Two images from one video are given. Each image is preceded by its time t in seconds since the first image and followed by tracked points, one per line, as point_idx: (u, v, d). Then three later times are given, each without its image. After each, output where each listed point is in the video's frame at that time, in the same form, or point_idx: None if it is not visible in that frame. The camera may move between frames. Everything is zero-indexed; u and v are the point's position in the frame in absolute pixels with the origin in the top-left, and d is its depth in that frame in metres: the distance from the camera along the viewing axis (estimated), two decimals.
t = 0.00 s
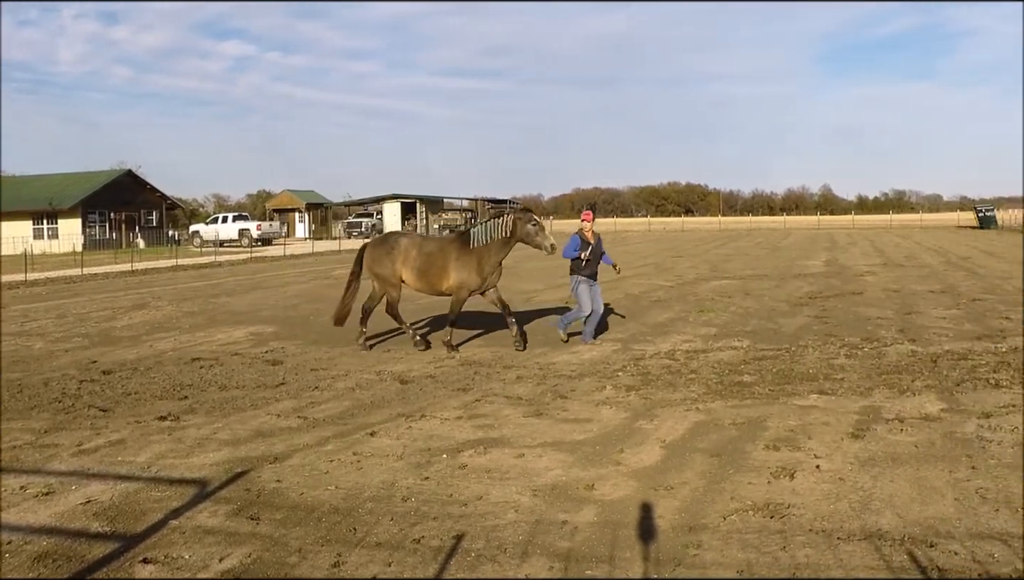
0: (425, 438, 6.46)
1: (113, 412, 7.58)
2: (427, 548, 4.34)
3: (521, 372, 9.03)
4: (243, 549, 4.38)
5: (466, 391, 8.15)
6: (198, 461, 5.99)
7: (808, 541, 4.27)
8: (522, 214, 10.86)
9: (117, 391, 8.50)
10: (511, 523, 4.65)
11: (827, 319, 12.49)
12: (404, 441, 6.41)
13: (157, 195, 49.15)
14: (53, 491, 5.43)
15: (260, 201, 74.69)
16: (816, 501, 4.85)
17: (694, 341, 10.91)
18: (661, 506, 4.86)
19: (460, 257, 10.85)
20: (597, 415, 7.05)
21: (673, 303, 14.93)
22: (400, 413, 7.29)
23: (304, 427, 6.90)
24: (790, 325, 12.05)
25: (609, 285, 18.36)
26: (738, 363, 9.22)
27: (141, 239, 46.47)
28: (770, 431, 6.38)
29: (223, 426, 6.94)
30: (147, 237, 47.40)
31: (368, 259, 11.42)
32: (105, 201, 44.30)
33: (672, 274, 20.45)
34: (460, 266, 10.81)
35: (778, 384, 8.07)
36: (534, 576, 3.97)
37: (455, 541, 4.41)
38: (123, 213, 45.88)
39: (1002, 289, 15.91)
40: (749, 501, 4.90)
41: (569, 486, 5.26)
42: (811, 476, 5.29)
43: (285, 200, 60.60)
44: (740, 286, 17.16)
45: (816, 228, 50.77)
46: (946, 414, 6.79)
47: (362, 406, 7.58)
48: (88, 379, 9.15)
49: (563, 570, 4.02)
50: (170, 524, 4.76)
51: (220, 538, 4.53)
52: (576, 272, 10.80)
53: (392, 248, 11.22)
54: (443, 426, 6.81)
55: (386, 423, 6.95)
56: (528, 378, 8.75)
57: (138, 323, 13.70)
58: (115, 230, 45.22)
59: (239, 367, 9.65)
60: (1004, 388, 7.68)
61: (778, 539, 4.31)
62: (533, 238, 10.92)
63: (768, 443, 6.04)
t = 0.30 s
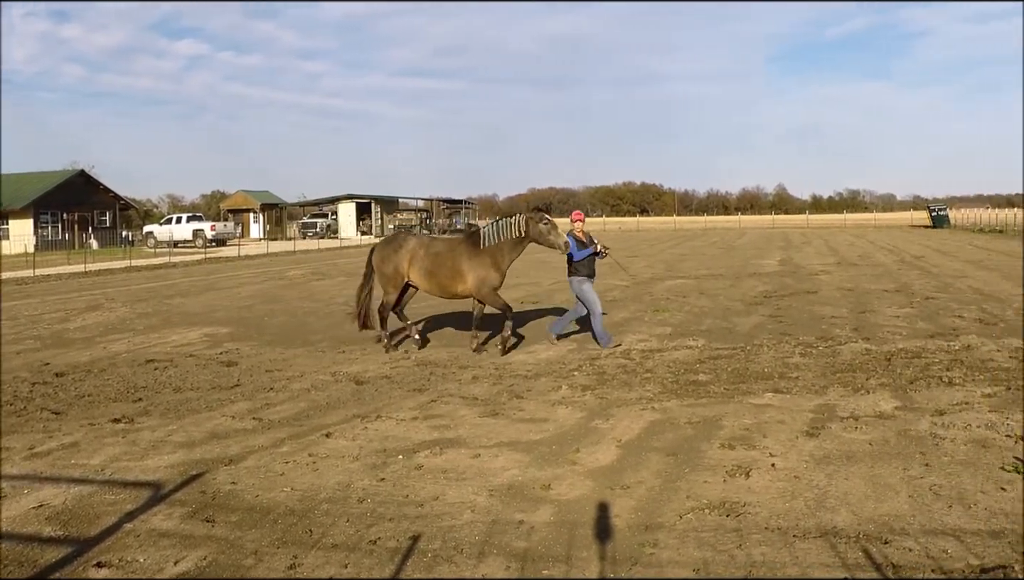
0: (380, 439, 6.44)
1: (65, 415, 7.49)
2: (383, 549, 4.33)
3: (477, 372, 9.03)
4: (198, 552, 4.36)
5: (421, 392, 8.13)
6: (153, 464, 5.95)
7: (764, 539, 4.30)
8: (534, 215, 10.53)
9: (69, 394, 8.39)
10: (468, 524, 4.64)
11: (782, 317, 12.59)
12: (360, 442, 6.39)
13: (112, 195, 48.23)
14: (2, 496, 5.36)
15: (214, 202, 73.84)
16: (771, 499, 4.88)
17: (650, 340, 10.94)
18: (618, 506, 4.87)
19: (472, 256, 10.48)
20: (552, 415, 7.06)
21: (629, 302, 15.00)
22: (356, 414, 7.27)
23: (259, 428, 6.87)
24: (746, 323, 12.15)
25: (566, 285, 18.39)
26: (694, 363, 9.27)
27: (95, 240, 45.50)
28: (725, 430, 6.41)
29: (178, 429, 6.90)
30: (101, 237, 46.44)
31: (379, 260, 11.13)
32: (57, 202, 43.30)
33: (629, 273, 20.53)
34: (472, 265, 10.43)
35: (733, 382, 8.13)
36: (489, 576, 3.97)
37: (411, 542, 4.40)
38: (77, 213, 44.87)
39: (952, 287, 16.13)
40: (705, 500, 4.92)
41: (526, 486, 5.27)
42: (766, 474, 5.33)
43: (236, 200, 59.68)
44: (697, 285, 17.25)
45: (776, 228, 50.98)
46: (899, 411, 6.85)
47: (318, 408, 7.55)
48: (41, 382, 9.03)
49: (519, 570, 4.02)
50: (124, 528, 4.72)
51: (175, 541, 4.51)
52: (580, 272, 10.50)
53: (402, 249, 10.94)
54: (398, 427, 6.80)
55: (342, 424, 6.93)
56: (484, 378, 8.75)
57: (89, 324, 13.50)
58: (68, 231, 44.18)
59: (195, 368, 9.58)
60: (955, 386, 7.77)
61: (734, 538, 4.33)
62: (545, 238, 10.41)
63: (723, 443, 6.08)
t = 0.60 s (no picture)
0: (340, 440, 6.43)
1: (19, 417, 7.40)
2: (343, 550, 4.32)
3: (436, 373, 9.01)
4: (157, 555, 4.33)
5: (381, 393, 8.11)
6: (110, 466, 5.90)
7: (724, 538, 4.32)
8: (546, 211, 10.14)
9: (24, 396, 8.28)
10: (427, 524, 4.64)
11: (742, 317, 12.67)
12: (319, 443, 6.37)
13: (68, 196, 47.45)
14: None
15: (172, 203, 72.93)
16: (731, 498, 4.91)
17: (609, 340, 10.96)
18: (577, 505, 4.89)
19: (482, 257, 10.24)
20: (512, 415, 7.07)
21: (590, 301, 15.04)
22: (315, 415, 7.26)
23: (218, 429, 6.84)
24: (705, 323, 12.22)
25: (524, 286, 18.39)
26: (653, 363, 9.31)
27: (52, 241, 44.68)
28: (683, 429, 6.44)
29: (136, 431, 6.85)
30: (58, 238, 45.62)
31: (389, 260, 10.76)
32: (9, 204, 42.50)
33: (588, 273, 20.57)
34: (483, 267, 10.21)
35: (692, 382, 8.17)
36: (449, 576, 3.97)
37: (371, 543, 4.39)
38: (32, 214, 44.04)
39: (908, 286, 16.32)
40: (664, 499, 4.94)
41: (485, 486, 5.27)
42: (725, 472, 5.36)
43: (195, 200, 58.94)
44: (656, 285, 17.31)
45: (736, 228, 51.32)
46: (857, 409, 6.90)
47: (277, 409, 7.52)
48: None
49: (479, 570, 4.03)
50: (81, 531, 4.68)
51: (134, 545, 4.47)
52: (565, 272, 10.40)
53: (412, 249, 10.58)
54: (356, 428, 6.79)
55: (301, 425, 6.91)
56: (443, 378, 8.74)
57: (45, 327, 13.31)
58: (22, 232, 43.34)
59: (156, 371, 9.50)
60: (914, 383, 7.84)
61: (694, 536, 4.35)
62: (558, 239, 10.11)
63: (682, 442, 6.11)
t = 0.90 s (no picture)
0: (302, 441, 6.41)
1: None
2: (306, 551, 4.31)
3: (398, 374, 9.01)
4: (118, 557, 4.30)
5: (343, 394, 8.09)
6: (71, 469, 5.86)
7: (686, 536, 4.34)
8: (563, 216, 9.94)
9: None
10: (390, 525, 4.64)
11: (704, 316, 12.74)
12: (281, 444, 6.36)
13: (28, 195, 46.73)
14: None
15: (133, 204, 72.12)
16: (693, 497, 4.93)
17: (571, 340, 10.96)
18: (541, 505, 4.90)
19: (485, 251, 10.02)
20: (475, 415, 7.07)
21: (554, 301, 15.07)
22: (277, 416, 7.24)
23: (180, 431, 6.81)
24: (667, 322, 12.28)
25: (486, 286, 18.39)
26: (615, 362, 9.35)
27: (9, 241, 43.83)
28: (646, 428, 6.47)
29: (97, 433, 6.80)
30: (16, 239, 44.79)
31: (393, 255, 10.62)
32: None
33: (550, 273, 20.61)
34: (484, 260, 9.99)
35: (654, 381, 8.20)
36: (412, 577, 3.97)
37: (334, 545, 4.38)
38: None
39: (869, 285, 16.46)
40: (627, 498, 4.96)
41: (449, 486, 5.28)
42: (687, 471, 5.39)
43: (156, 201, 58.05)
44: (618, 285, 17.33)
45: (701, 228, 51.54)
46: (819, 408, 6.94)
47: (239, 410, 7.50)
48: None
49: (443, 570, 4.03)
50: (41, 535, 4.64)
51: (94, 548, 4.44)
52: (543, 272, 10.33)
53: (416, 242, 10.47)
54: (319, 428, 6.77)
55: (263, 426, 6.89)
56: (406, 379, 8.74)
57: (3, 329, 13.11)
58: None
59: (121, 372, 9.43)
60: (875, 382, 7.91)
61: (657, 535, 4.36)
62: (563, 247, 9.90)
63: (646, 441, 6.13)
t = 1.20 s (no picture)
0: (270, 442, 6.40)
1: None
2: (275, 553, 4.30)
3: (366, 375, 9.00)
4: (85, 561, 4.27)
5: (312, 394, 8.07)
6: (35, 472, 5.81)
7: (654, 535, 4.36)
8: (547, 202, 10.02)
9: None
10: (359, 526, 4.62)
11: (672, 316, 12.77)
12: (249, 445, 6.34)
13: None
14: None
15: (100, 204, 71.27)
16: (661, 496, 4.95)
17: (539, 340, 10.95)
18: (509, 505, 4.90)
19: (480, 250, 9.92)
20: (443, 415, 7.08)
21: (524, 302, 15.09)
22: (245, 418, 7.22)
23: (148, 433, 6.78)
24: (636, 322, 12.33)
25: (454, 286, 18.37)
26: (583, 362, 9.37)
27: None
28: (614, 428, 6.48)
29: (63, 435, 6.75)
30: None
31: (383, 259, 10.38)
32: None
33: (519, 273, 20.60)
34: (480, 259, 9.88)
35: (623, 380, 8.21)
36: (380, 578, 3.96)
37: (303, 546, 4.37)
38: None
39: (836, 284, 16.56)
40: (595, 498, 4.96)
41: (417, 487, 5.28)
42: (656, 470, 5.42)
43: (122, 202, 57.09)
44: (585, 285, 17.33)
45: (673, 228, 51.64)
46: (787, 407, 6.98)
47: (206, 412, 7.47)
48: None
49: (412, 571, 4.03)
50: (5, 539, 4.59)
51: (60, 551, 4.40)
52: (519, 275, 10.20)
53: (407, 245, 10.27)
54: (287, 430, 6.75)
55: (230, 427, 6.87)
56: (373, 380, 8.73)
57: None
58: None
59: (92, 374, 9.34)
60: (843, 381, 7.96)
61: (626, 535, 4.38)
62: (554, 234, 10.11)
63: (614, 440, 6.15)
